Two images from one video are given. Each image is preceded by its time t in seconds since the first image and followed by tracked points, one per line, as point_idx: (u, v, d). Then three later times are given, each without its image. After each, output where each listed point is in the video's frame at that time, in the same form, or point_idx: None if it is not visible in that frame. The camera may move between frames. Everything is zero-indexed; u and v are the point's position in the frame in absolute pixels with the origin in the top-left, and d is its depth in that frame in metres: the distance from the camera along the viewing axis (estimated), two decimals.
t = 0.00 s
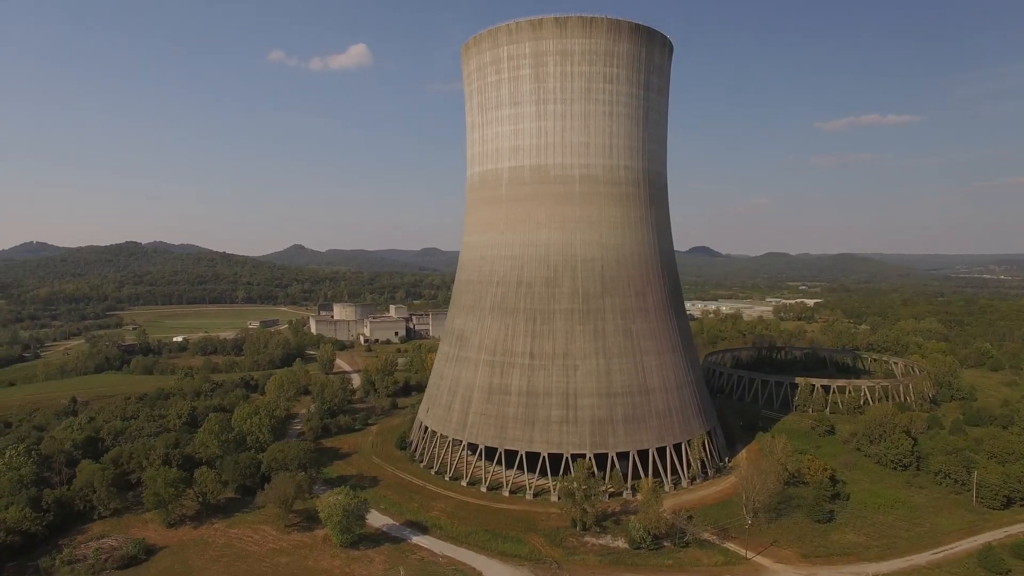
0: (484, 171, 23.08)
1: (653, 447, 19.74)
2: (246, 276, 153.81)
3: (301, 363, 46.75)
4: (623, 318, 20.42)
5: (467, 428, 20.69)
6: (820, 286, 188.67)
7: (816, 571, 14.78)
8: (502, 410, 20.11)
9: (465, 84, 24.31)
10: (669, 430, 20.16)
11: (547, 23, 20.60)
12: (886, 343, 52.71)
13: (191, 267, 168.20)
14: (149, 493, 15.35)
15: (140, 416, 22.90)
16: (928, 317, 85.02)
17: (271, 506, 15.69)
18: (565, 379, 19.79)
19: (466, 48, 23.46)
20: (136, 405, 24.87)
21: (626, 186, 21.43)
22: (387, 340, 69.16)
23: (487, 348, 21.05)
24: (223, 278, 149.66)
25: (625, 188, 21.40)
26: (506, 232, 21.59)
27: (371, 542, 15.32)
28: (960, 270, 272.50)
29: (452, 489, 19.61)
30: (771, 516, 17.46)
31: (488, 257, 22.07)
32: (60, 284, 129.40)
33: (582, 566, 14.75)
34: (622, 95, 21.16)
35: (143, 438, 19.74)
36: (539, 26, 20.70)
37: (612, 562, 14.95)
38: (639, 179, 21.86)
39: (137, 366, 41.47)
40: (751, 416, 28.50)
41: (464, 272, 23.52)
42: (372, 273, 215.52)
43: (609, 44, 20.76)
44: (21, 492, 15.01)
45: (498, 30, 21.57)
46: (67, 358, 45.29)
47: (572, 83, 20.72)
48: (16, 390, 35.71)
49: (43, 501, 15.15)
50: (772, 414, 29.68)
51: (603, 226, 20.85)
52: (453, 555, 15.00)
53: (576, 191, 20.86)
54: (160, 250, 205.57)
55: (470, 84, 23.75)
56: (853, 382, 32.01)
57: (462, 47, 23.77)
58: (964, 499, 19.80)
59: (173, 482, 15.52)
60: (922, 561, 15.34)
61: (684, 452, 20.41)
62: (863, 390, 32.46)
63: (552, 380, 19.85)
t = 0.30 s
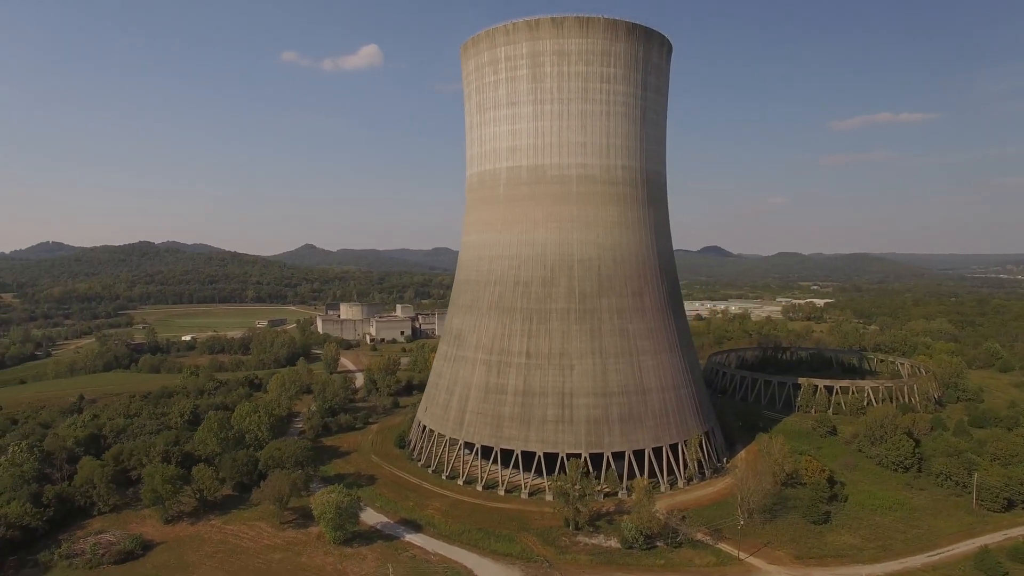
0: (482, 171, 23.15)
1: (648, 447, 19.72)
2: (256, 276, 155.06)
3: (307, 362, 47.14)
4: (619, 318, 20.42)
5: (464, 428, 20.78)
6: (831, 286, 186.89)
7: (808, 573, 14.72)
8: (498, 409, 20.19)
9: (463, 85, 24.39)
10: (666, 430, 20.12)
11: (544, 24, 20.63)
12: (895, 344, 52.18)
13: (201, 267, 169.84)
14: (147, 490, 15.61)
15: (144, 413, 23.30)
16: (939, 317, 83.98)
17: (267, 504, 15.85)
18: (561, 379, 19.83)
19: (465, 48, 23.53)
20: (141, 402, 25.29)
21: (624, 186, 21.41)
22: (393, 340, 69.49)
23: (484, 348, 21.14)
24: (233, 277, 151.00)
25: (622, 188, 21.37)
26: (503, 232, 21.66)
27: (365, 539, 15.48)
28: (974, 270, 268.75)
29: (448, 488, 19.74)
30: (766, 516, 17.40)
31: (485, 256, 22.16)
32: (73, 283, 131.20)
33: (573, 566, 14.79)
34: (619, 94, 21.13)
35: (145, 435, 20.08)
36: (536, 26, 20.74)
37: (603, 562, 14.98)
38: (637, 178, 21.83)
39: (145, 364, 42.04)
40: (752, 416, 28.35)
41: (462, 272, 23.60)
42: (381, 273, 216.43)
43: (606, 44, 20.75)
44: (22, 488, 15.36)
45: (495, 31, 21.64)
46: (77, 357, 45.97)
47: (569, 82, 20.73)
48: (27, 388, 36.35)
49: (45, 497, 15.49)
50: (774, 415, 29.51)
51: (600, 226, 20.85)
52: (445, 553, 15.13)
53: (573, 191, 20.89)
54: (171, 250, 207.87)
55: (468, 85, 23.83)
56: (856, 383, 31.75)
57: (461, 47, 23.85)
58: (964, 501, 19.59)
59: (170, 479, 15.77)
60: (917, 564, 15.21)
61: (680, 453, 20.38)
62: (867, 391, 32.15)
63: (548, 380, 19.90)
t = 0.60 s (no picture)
0: (481, 172, 23.20)
1: (645, 447, 19.67)
2: (265, 275, 156.32)
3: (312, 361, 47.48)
4: (617, 317, 20.39)
5: (461, 427, 20.84)
6: (842, 286, 184.90)
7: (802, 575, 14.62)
8: (495, 409, 20.23)
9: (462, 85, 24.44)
10: (663, 431, 20.06)
11: (541, 24, 20.64)
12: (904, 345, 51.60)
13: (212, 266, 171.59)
14: (145, 487, 15.84)
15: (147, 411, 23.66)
16: (952, 318, 82.80)
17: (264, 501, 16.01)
18: (557, 379, 19.83)
19: (463, 49, 23.58)
20: (145, 400, 25.67)
21: (622, 186, 21.36)
22: (399, 339, 69.79)
23: (481, 347, 21.19)
24: (243, 276, 152.38)
25: (620, 188, 21.32)
26: (501, 232, 21.71)
27: (358, 537, 15.60)
28: (990, 270, 264.61)
29: (444, 487, 19.83)
30: (761, 517, 17.30)
31: (483, 256, 22.22)
32: (88, 283, 133.23)
33: (565, 566, 14.81)
34: (617, 94, 21.09)
35: (146, 432, 20.39)
36: (533, 26, 20.74)
37: (596, 562, 14.98)
38: (635, 178, 21.78)
39: (153, 363, 42.59)
40: (754, 417, 28.14)
41: (461, 272, 23.66)
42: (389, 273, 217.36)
43: (604, 43, 20.70)
44: (24, 483, 15.66)
45: (493, 31, 21.68)
46: (88, 355, 46.66)
47: (566, 82, 20.73)
48: (38, 385, 36.96)
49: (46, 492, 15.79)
50: (777, 416, 29.28)
51: (597, 226, 20.82)
52: (438, 552, 15.21)
53: (571, 191, 20.88)
54: (183, 250, 210.21)
55: (467, 85, 23.88)
56: (861, 385, 31.45)
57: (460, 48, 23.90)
58: (965, 504, 19.35)
59: (168, 476, 16.00)
60: (914, 567, 15.07)
61: (678, 453, 20.30)
62: (872, 392, 31.81)
63: (544, 380, 19.91)
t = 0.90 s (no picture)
0: (478, 172, 23.26)
1: (641, 448, 19.62)
2: (274, 275, 157.50)
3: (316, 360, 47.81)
4: (613, 317, 20.36)
5: (457, 426, 20.90)
6: (852, 286, 183.19)
7: None
8: (491, 408, 20.29)
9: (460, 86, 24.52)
10: (659, 431, 20.00)
11: (537, 24, 20.65)
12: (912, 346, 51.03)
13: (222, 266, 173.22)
14: (143, 483, 16.06)
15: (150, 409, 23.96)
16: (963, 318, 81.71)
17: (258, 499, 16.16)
18: (553, 378, 19.84)
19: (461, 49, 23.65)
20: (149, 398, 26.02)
21: (618, 185, 21.32)
22: (405, 339, 70.06)
23: (478, 347, 21.26)
24: (252, 276, 153.64)
25: (617, 188, 21.28)
26: (497, 232, 21.75)
27: (351, 535, 15.71)
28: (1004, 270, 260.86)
29: (440, 486, 19.90)
30: (756, 519, 17.20)
31: (480, 256, 22.28)
32: (100, 282, 134.96)
33: (557, 566, 14.82)
34: (613, 94, 21.05)
35: (147, 430, 20.65)
36: (529, 27, 20.77)
37: (587, 563, 14.97)
38: (632, 178, 21.73)
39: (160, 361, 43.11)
40: (755, 418, 27.95)
41: (459, 272, 23.73)
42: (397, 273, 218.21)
43: (600, 43, 20.65)
44: (25, 479, 15.93)
45: (490, 32, 21.73)
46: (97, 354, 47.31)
47: (563, 82, 20.73)
48: (47, 383, 37.54)
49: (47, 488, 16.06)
50: (778, 417, 29.05)
51: (593, 225, 20.80)
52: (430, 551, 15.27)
53: (567, 191, 20.87)
54: (193, 250, 212.25)
55: (465, 85, 23.95)
56: (865, 386, 31.13)
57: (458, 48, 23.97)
58: (966, 507, 19.10)
59: (166, 473, 16.21)
60: (909, 570, 14.90)
61: (674, 454, 20.23)
62: (876, 393, 31.46)
63: (540, 380, 19.93)
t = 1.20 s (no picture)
0: (475, 172, 23.31)
1: (635, 448, 19.61)
2: (281, 275, 158.38)
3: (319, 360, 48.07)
4: (607, 318, 20.35)
5: (452, 426, 20.97)
6: (860, 286, 181.81)
7: None
8: (485, 408, 20.34)
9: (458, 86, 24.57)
10: (654, 431, 19.98)
11: (532, 24, 20.66)
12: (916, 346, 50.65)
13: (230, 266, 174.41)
14: (139, 481, 16.25)
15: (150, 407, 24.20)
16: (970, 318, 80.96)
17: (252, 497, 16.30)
18: (547, 378, 19.87)
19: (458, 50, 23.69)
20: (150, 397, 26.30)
21: (614, 185, 21.31)
22: (408, 338, 70.28)
23: (473, 346, 21.31)
24: (258, 275, 154.59)
25: (612, 188, 21.26)
26: (493, 232, 21.80)
27: (343, 533, 15.80)
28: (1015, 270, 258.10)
29: (434, 485, 19.97)
30: (749, 519, 17.16)
31: (476, 256, 22.35)
32: (110, 282, 136.43)
33: (547, 565, 14.85)
34: (608, 94, 21.04)
35: (146, 428, 20.86)
36: (525, 26, 20.79)
37: (577, 562, 15.00)
38: (628, 178, 21.71)
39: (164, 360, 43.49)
40: (753, 418, 27.83)
41: (455, 272, 23.80)
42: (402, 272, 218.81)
43: (595, 42, 20.64)
44: (23, 477, 16.17)
45: (486, 32, 21.77)
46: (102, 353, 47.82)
47: (558, 82, 20.74)
48: (52, 382, 37.96)
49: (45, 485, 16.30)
50: (777, 418, 28.89)
51: (588, 225, 20.81)
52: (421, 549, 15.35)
53: (562, 190, 20.89)
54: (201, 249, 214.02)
55: (462, 86, 23.99)
56: (865, 387, 30.94)
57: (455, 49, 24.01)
58: (963, 509, 18.94)
59: (161, 470, 16.39)
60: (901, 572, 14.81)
61: (668, 454, 20.20)
62: (877, 394, 31.23)
63: (534, 379, 19.96)
